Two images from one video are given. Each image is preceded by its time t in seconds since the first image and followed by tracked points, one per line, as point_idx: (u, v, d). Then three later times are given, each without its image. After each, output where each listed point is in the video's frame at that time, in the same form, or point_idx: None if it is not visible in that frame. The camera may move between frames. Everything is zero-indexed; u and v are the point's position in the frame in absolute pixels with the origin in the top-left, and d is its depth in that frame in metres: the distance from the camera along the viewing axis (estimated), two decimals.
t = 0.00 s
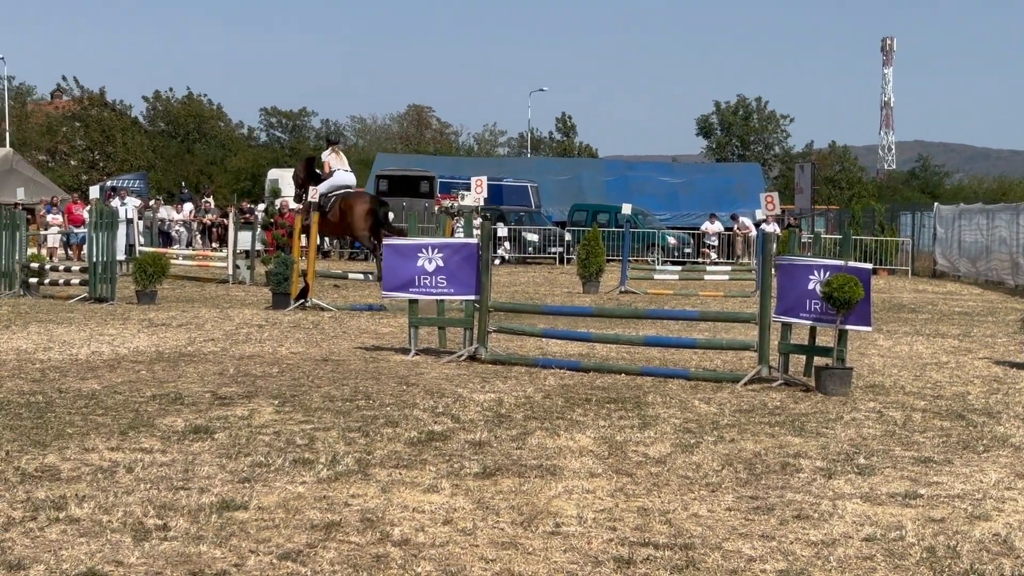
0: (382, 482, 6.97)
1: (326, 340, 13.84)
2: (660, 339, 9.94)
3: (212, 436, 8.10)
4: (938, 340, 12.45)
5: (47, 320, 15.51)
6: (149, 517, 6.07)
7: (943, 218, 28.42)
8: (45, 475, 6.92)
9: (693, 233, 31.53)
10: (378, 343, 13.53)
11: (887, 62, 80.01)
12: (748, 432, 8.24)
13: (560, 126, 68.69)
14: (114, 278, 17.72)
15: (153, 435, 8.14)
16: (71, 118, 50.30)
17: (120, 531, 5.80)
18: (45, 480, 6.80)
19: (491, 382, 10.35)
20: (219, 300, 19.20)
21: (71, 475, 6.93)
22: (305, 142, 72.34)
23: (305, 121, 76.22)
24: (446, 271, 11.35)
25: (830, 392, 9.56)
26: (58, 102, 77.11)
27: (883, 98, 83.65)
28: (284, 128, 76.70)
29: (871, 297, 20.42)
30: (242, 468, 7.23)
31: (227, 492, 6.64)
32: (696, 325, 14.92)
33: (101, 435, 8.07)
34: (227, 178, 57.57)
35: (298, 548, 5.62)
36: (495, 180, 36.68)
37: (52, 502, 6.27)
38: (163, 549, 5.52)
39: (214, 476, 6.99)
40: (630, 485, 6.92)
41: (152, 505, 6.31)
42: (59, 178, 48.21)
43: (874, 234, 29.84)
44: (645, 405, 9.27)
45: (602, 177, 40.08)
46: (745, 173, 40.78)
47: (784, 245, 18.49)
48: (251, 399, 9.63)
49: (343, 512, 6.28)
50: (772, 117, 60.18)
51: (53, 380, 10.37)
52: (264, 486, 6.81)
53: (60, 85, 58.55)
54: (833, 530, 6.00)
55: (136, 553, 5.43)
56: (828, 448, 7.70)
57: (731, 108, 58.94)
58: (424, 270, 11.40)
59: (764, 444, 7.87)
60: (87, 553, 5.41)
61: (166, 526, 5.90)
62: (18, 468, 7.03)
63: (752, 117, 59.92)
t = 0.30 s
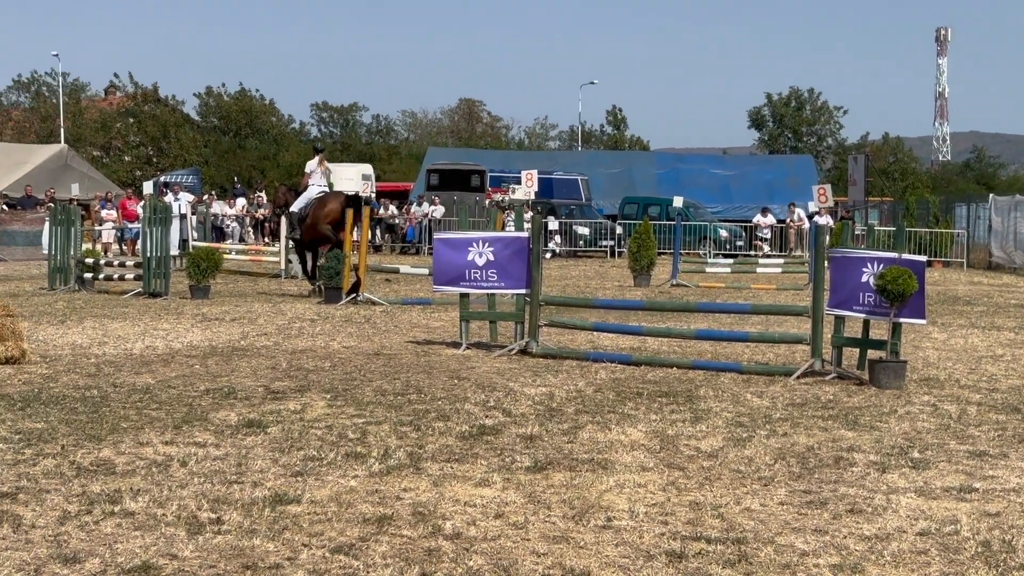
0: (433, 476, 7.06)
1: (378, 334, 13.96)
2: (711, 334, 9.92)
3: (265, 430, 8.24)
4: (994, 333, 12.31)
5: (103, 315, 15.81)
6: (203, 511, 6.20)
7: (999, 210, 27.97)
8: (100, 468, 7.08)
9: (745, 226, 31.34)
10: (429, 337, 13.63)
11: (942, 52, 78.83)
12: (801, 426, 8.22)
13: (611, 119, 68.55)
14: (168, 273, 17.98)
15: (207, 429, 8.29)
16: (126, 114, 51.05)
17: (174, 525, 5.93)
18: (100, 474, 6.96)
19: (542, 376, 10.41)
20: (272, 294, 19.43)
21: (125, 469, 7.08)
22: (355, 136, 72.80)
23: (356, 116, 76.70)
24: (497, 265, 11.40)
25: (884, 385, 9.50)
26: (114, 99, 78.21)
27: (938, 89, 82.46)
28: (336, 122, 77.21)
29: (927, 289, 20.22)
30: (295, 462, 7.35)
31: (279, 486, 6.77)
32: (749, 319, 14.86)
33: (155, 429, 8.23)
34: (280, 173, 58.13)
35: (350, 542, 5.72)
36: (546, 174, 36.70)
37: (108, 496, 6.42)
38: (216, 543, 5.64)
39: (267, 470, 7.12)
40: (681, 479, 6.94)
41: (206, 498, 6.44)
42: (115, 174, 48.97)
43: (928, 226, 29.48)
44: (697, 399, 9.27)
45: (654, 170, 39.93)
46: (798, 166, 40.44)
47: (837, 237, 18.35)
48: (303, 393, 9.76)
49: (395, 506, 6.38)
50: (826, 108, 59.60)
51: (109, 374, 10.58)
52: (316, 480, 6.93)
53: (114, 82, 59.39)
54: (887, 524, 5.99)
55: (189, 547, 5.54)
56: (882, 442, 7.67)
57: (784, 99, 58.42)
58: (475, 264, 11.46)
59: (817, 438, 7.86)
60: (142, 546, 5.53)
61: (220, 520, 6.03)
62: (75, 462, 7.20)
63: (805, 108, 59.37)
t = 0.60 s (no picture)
0: (474, 471, 7.16)
1: (418, 330, 14.10)
2: (751, 329, 9.95)
3: (306, 426, 8.38)
4: None
5: (146, 311, 16.06)
6: (245, 506, 6.34)
7: None
8: (143, 464, 7.23)
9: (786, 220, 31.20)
10: (469, 333, 13.75)
11: (984, 45, 78.01)
12: (843, 421, 8.24)
13: (651, 114, 68.42)
14: (209, 269, 18.23)
15: (249, 425, 8.44)
16: (167, 112, 51.63)
17: (216, 520, 6.07)
18: (143, 469, 7.12)
19: (582, 371, 10.49)
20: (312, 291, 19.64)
21: (168, 465, 7.23)
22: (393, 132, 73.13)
23: (395, 113, 77.06)
24: (536, 260, 11.49)
25: (926, 380, 9.49)
26: (155, 97, 79.04)
27: (980, 82, 81.60)
28: (375, 119, 77.57)
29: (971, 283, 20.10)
30: (336, 457, 7.47)
31: (321, 481, 6.90)
32: (790, 314, 14.85)
33: (198, 425, 8.40)
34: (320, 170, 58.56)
35: (392, 537, 5.83)
36: (585, 169, 36.72)
37: (151, 491, 6.57)
38: (258, 538, 5.76)
39: (308, 465, 7.25)
40: (722, 474, 6.99)
41: (248, 494, 6.58)
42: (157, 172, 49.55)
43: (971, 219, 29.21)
44: (738, 394, 9.29)
45: (693, 165, 39.85)
46: (838, 161, 40.29)
47: (879, 231, 18.29)
48: (343, 389, 9.89)
49: (436, 501, 6.48)
50: (867, 101, 59.17)
51: (151, 370, 10.78)
52: (358, 475, 7.05)
53: (155, 80, 60.01)
54: (931, 519, 6.02)
55: (231, 542, 5.67)
56: (924, 437, 7.70)
57: (824, 93, 58.03)
58: (515, 260, 11.55)
59: (859, 433, 7.88)
60: (185, 541, 5.67)
61: (261, 515, 6.16)
62: (119, 457, 7.37)
63: (846, 102, 58.95)
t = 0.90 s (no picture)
0: (502, 469, 7.22)
1: (445, 328, 14.18)
2: (780, 327, 9.96)
3: (334, 424, 8.46)
4: None
5: (175, 310, 16.22)
6: (273, 504, 6.42)
7: None
8: (173, 462, 7.34)
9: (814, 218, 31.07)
10: (496, 330, 13.82)
11: (1015, 41, 77.32)
12: (872, 419, 8.24)
13: (679, 112, 68.28)
14: (238, 268, 18.41)
15: (278, 423, 8.54)
16: (195, 111, 52.02)
17: (245, 518, 6.16)
18: (173, 467, 7.22)
19: (610, 369, 10.54)
20: (341, 289, 19.77)
21: (197, 462, 7.33)
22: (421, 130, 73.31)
23: (422, 112, 77.26)
24: (564, 258, 11.54)
25: (956, 378, 9.47)
26: (184, 97, 79.61)
27: (1011, 79, 80.89)
28: (403, 118, 77.77)
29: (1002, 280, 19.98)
30: (364, 455, 7.56)
31: (349, 479, 6.97)
32: (818, 311, 14.82)
33: (226, 423, 8.50)
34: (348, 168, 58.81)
35: (419, 534, 5.89)
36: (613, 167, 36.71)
37: (181, 489, 6.67)
38: (287, 536, 5.84)
39: (337, 463, 7.34)
40: (750, 473, 7.02)
41: (277, 491, 6.67)
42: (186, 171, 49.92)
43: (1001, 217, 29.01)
44: (766, 392, 9.31)
45: (721, 162, 39.76)
46: (868, 157, 40.08)
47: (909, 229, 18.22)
48: (372, 387, 9.99)
49: (464, 499, 6.54)
50: (896, 98, 58.80)
51: (180, 368, 10.90)
52: (385, 473, 7.12)
53: (184, 79, 60.44)
54: (960, 517, 6.02)
55: (260, 540, 5.76)
56: (954, 435, 7.70)
57: (853, 90, 57.73)
58: (543, 258, 11.60)
59: (889, 431, 7.88)
60: (214, 539, 5.76)
61: (290, 512, 6.24)
62: (148, 456, 7.47)
63: (875, 99, 58.60)
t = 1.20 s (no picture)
0: (521, 468, 7.27)
1: (464, 327, 14.23)
2: (799, 327, 9.97)
3: (353, 423, 8.52)
4: None
5: (195, 309, 16.35)
6: (293, 502, 6.49)
7: None
8: (193, 461, 7.42)
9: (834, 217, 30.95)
10: (515, 330, 13.86)
11: None
12: (892, 418, 8.23)
13: (698, 111, 68.13)
14: (257, 267, 18.50)
15: (297, 422, 8.60)
16: (214, 111, 52.26)
17: (264, 517, 6.22)
18: (193, 466, 7.30)
19: (629, 368, 10.57)
20: (360, 288, 19.87)
21: (217, 462, 7.40)
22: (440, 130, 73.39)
23: (441, 111, 77.35)
24: (582, 258, 11.57)
25: (977, 377, 9.45)
26: (203, 97, 79.98)
27: None
28: (422, 117, 77.89)
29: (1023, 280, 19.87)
30: (383, 454, 7.61)
31: (368, 478, 7.03)
32: (838, 310, 14.80)
33: (246, 422, 8.57)
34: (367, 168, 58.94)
35: (438, 534, 5.94)
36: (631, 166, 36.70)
37: (201, 488, 6.74)
38: (306, 535, 5.90)
39: (356, 463, 7.39)
40: (770, 472, 7.03)
41: (296, 491, 6.73)
42: (205, 171, 50.17)
43: None
44: (786, 391, 9.32)
45: (740, 161, 39.69)
46: (887, 156, 39.96)
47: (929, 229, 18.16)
48: (391, 386, 10.04)
49: (483, 499, 6.58)
50: (916, 97, 58.50)
51: (199, 368, 10.98)
52: (405, 472, 7.18)
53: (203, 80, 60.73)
54: (980, 517, 6.03)
55: (280, 539, 5.82)
56: (975, 434, 7.69)
57: (872, 89, 57.48)
58: (561, 257, 11.63)
59: (909, 430, 7.88)
60: (234, 538, 5.82)
61: (309, 512, 6.30)
62: (167, 455, 7.55)
63: (895, 98, 58.33)
